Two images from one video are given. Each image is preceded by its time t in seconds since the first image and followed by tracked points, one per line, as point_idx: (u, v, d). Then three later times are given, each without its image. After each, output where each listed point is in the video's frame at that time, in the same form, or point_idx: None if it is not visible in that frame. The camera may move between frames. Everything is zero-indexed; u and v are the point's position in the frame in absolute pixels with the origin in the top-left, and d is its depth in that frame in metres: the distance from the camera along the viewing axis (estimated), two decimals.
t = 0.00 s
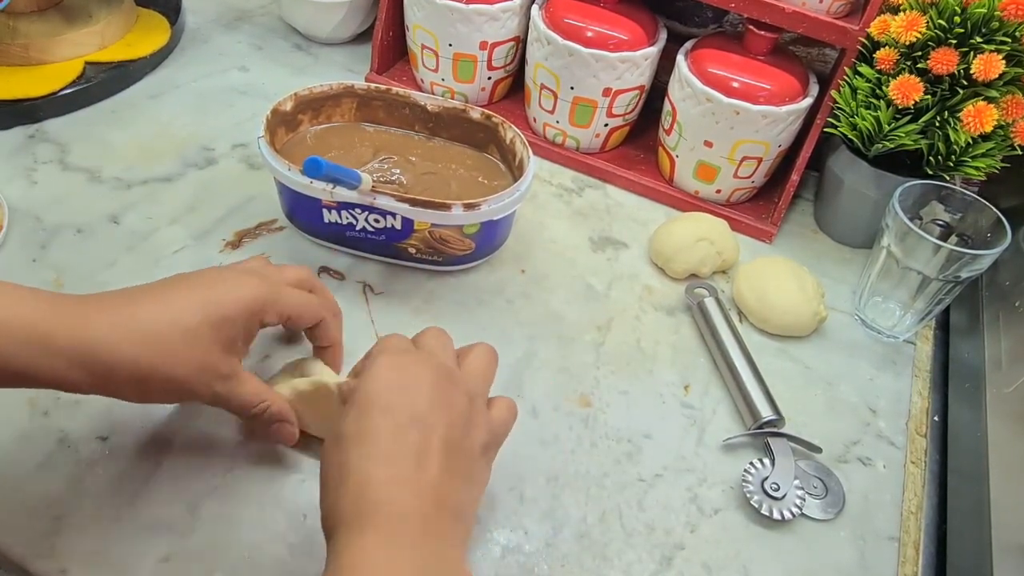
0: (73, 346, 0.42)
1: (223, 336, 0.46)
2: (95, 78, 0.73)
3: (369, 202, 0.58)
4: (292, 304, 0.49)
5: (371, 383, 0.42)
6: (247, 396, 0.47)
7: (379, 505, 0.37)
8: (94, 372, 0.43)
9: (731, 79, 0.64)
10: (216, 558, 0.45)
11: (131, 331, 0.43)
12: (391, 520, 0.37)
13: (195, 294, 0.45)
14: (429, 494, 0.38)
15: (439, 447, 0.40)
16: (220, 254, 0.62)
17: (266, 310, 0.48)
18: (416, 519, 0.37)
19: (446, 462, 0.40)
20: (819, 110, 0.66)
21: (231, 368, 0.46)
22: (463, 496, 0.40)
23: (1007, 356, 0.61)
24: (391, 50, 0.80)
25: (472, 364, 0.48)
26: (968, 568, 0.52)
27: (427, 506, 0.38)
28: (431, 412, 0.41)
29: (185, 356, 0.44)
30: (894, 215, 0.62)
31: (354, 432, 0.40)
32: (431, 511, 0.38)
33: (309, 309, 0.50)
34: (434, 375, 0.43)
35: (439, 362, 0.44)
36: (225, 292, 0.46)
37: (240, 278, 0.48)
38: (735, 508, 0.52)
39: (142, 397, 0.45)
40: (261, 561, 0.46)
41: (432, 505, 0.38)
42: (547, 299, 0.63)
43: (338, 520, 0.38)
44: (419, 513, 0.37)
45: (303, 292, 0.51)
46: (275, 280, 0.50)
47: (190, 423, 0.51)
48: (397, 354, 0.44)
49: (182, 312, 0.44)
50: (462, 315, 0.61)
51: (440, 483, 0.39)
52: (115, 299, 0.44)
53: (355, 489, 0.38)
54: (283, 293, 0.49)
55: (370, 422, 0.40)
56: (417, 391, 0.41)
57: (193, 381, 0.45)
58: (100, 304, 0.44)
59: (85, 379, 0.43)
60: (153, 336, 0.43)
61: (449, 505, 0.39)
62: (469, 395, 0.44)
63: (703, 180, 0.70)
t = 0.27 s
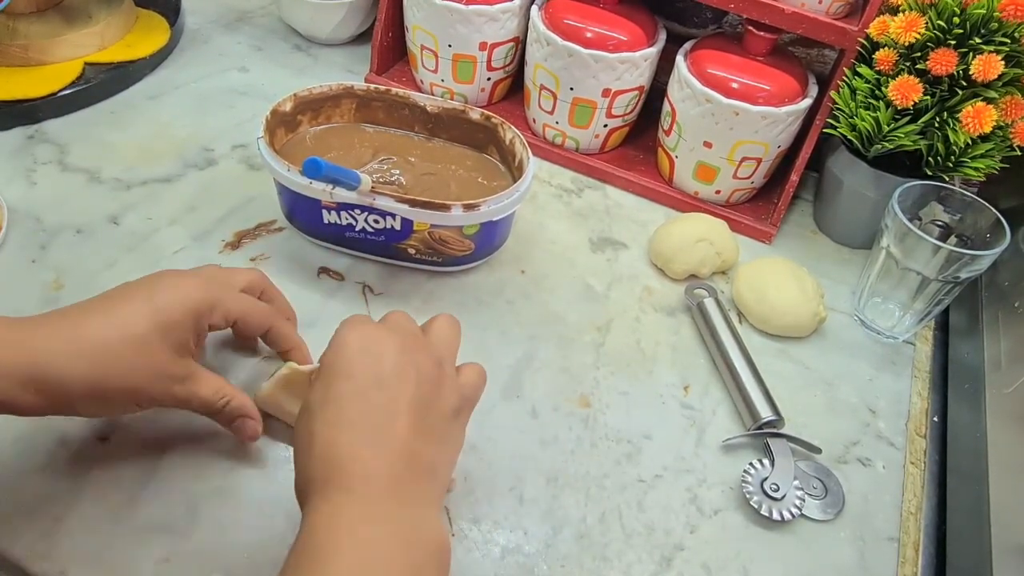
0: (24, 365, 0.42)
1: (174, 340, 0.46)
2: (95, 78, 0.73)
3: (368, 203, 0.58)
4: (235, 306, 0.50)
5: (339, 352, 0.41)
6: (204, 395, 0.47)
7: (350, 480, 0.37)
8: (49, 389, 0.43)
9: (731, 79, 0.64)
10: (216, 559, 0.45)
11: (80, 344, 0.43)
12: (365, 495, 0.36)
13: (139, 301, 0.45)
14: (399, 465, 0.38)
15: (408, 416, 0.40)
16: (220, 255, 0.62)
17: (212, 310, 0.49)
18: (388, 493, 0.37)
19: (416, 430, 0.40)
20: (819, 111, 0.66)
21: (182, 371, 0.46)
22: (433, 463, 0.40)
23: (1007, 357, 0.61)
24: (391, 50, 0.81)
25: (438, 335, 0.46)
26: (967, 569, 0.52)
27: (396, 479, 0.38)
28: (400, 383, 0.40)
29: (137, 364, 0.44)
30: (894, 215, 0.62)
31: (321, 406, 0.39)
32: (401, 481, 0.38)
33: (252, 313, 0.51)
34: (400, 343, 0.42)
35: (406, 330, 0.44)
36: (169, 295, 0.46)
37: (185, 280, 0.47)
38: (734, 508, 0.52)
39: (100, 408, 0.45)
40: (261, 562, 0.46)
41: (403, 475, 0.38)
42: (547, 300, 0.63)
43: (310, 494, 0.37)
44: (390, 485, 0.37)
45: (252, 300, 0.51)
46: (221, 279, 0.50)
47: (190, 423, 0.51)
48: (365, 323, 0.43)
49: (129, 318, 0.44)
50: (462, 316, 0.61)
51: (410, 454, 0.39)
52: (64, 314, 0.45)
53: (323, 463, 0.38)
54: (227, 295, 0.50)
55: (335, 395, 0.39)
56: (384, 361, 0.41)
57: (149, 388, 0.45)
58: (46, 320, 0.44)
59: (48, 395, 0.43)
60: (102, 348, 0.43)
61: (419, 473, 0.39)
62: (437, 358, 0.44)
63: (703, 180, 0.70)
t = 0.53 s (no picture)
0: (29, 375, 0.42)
1: (175, 338, 0.46)
2: (94, 78, 0.73)
3: (368, 203, 0.58)
4: (233, 303, 0.49)
5: (305, 353, 0.40)
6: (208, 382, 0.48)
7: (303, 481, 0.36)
8: (54, 398, 0.43)
9: (731, 79, 0.64)
10: (216, 559, 0.45)
11: (83, 351, 0.43)
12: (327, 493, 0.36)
13: (135, 301, 0.45)
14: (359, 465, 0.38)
15: (371, 416, 0.39)
16: (220, 255, 0.62)
17: (211, 307, 0.48)
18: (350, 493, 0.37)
19: (382, 429, 0.39)
20: (818, 111, 0.66)
21: (184, 365, 0.47)
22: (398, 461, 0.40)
23: (1006, 356, 0.61)
24: (390, 50, 0.80)
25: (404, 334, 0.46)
26: (966, 568, 0.52)
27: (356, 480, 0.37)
28: (366, 382, 0.40)
29: (140, 365, 0.45)
30: (893, 215, 0.62)
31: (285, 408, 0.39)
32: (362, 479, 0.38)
33: (251, 310, 0.50)
34: (364, 342, 0.42)
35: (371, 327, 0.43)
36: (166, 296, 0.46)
37: (182, 275, 0.47)
38: (734, 508, 0.52)
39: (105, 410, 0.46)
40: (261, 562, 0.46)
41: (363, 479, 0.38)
42: (546, 300, 0.63)
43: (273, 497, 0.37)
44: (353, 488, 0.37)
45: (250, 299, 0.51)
46: (220, 278, 0.49)
47: (190, 424, 0.51)
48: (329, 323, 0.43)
49: (129, 322, 0.44)
50: (461, 316, 0.61)
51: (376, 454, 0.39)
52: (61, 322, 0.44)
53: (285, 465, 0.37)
54: (224, 290, 0.49)
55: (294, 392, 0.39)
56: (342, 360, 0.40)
57: (154, 385, 0.46)
58: (47, 326, 0.44)
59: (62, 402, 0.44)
60: (107, 358, 0.44)
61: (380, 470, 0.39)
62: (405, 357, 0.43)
63: (702, 180, 0.70)
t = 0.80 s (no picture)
0: (52, 354, 0.43)
1: (200, 323, 0.46)
2: (94, 78, 0.73)
3: (368, 203, 0.58)
4: (260, 292, 0.48)
5: (351, 354, 0.44)
6: (238, 367, 0.48)
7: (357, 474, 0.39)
8: (76, 380, 0.43)
9: (731, 79, 0.64)
10: (215, 559, 0.45)
11: (108, 332, 0.43)
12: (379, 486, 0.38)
13: (164, 283, 0.44)
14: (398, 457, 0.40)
15: (417, 417, 0.41)
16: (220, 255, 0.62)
17: (238, 294, 0.47)
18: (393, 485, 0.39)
19: (424, 426, 0.42)
20: (818, 111, 0.66)
21: (213, 351, 0.47)
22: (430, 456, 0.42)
23: (1006, 356, 0.61)
24: (390, 50, 0.80)
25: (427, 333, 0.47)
26: (966, 568, 0.52)
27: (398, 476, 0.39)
28: (411, 382, 0.43)
29: (165, 349, 0.45)
30: (893, 215, 0.62)
31: (338, 411, 0.41)
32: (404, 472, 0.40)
33: (279, 301, 0.49)
34: (412, 340, 0.45)
35: (416, 328, 0.46)
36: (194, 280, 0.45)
37: (214, 256, 0.46)
38: (734, 508, 0.52)
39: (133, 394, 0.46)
40: (260, 562, 0.46)
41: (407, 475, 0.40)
42: (546, 300, 0.63)
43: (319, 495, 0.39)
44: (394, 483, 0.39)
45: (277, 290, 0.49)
46: (250, 263, 0.49)
47: (190, 424, 0.51)
48: (374, 323, 0.45)
49: (157, 306, 0.44)
50: (461, 316, 0.61)
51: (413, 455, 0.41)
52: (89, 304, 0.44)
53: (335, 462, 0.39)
54: (252, 278, 0.48)
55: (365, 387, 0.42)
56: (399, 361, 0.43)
57: (181, 370, 0.46)
58: (78, 306, 0.44)
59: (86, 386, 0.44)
60: (129, 340, 0.43)
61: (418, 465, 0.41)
62: (448, 355, 0.46)
63: (702, 180, 0.70)
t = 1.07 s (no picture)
0: (70, 354, 0.43)
1: (218, 326, 0.45)
2: (94, 78, 0.73)
3: (368, 202, 0.58)
4: (282, 294, 0.48)
5: (429, 414, 0.42)
6: (260, 373, 0.47)
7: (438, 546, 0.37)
8: (96, 380, 0.44)
9: (731, 79, 0.64)
10: (215, 558, 0.45)
11: (122, 334, 0.43)
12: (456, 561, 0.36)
13: (181, 286, 0.44)
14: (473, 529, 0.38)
15: (494, 486, 0.40)
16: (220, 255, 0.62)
17: (258, 297, 0.47)
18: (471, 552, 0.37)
19: (502, 500, 0.40)
20: (818, 111, 0.66)
21: (227, 356, 0.46)
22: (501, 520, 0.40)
23: (1006, 356, 0.62)
24: (390, 50, 0.80)
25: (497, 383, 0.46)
26: (966, 568, 0.52)
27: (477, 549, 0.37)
28: (490, 449, 0.41)
29: (178, 352, 0.44)
30: (893, 215, 0.62)
31: (411, 475, 0.39)
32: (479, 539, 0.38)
33: (299, 303, 0.49)
34: (495, 411, 0.42)
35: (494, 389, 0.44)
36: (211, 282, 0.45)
37: (231, 261, 0.46)
38: (734, 508, 0.52)
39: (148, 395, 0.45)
40: (260, 562, 0.46)
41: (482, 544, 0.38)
42: (546, 300, 0.63)
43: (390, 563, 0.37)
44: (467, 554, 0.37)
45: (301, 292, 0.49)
46: (270, 267, 0.48)
47: (189, 424, 0.51)
48: (455, 386, 0.43)
49: (173, 308, 0.44)
50: (461, 315, 0.61)
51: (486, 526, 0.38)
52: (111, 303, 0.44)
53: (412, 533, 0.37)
54: (274, 280, 0.48)
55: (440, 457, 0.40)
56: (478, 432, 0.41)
57: (194, 373, 0.45)
58: (96, 304, 0.44)
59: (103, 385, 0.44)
60: (145, 342, 0.43)
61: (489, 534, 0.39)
62: (525, 423, 0.44)
63: (702, 180, 0.70)
